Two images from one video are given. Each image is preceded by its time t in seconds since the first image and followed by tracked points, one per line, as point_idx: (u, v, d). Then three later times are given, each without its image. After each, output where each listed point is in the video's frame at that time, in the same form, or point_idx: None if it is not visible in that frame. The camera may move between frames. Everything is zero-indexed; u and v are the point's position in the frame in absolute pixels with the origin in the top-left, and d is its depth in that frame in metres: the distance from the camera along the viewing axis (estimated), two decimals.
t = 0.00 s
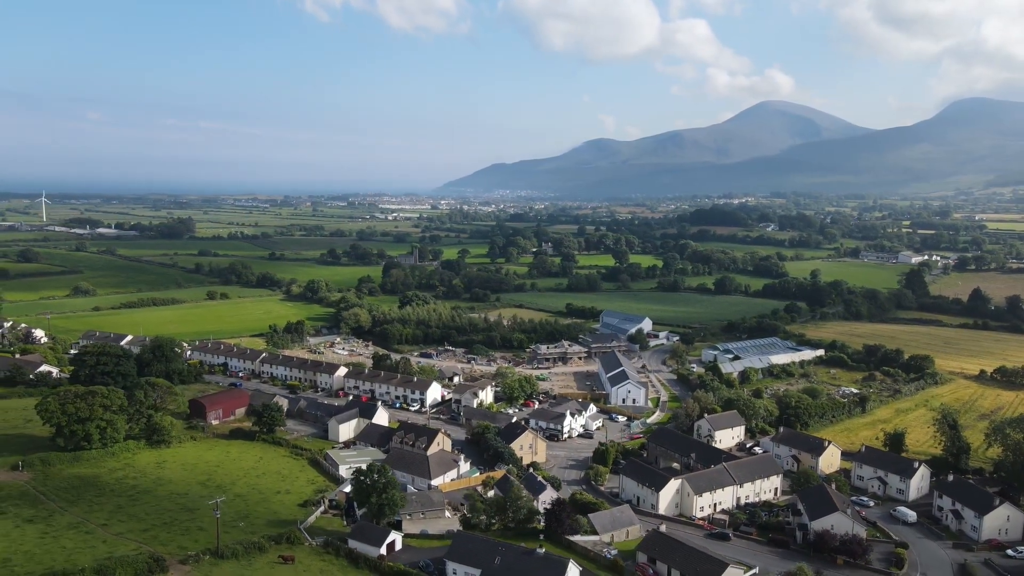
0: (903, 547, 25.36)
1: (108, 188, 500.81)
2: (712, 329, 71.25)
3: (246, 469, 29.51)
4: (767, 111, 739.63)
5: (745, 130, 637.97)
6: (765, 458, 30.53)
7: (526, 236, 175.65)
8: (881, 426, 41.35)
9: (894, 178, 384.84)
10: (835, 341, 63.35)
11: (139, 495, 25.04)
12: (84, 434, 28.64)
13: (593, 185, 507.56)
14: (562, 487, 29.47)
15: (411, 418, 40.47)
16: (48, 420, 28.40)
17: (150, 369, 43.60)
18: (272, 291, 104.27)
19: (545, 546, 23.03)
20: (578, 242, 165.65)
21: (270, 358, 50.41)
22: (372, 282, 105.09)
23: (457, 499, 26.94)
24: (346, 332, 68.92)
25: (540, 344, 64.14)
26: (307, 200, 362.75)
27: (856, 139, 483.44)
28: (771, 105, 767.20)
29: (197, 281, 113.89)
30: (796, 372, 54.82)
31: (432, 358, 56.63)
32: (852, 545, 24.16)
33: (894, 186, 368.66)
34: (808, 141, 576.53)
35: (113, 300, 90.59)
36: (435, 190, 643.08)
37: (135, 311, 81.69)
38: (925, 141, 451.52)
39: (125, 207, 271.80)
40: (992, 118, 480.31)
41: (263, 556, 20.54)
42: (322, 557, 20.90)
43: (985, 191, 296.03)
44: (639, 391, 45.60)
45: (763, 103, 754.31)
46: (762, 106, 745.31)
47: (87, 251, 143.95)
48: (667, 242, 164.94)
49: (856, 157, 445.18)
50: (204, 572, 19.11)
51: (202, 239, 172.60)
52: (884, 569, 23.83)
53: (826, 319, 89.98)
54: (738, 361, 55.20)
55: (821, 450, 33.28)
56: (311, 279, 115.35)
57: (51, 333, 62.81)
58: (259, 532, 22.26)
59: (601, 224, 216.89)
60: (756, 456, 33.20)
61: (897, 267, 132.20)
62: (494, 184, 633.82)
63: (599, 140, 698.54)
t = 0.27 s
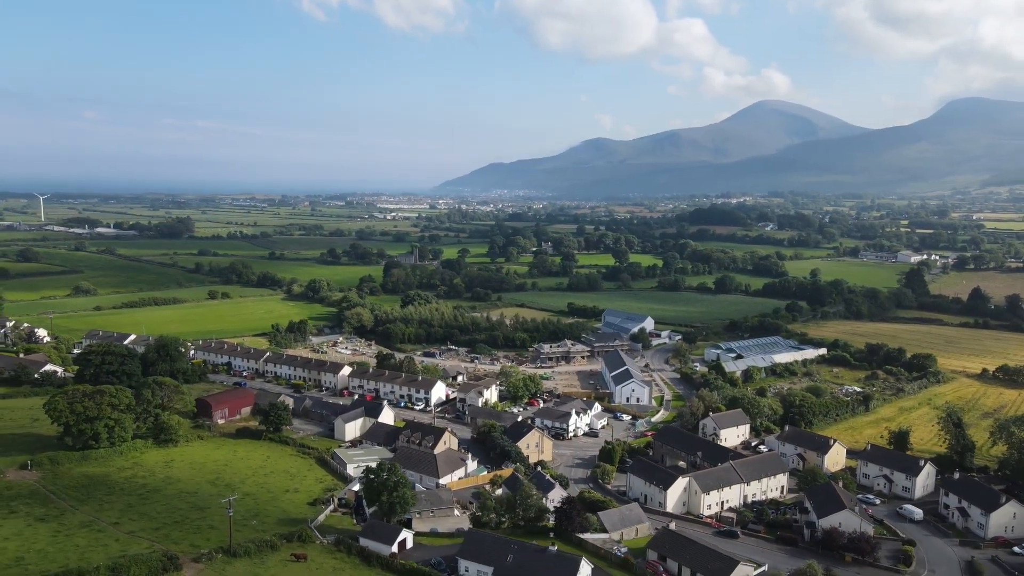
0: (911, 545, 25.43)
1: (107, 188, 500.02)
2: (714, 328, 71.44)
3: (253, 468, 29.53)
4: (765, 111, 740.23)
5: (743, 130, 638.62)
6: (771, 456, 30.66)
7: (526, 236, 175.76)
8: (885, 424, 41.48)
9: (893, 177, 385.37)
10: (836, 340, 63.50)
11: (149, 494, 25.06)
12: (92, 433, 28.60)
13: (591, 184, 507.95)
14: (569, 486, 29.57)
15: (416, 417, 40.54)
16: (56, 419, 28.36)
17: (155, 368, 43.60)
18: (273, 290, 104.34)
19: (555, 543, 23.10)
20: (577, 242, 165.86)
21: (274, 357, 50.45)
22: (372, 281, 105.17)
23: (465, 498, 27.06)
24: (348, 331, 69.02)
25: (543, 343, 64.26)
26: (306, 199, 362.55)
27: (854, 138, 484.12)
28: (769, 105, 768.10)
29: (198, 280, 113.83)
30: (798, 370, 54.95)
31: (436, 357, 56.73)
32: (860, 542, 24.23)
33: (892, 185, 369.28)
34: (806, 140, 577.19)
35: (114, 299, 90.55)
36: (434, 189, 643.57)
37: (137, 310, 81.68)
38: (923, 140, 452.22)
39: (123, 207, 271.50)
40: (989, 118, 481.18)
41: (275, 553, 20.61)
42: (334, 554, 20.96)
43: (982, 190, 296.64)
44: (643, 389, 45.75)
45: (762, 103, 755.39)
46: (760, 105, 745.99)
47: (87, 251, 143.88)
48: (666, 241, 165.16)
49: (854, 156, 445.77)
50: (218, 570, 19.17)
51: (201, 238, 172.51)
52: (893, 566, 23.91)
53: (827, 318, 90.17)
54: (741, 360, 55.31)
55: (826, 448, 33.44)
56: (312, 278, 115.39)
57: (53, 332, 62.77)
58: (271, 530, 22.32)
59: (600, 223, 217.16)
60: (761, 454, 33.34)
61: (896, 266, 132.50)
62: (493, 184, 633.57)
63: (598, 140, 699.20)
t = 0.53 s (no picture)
0: (917, 542, 25.57)
1: (99, 187, 498.78)
2: (714, 327, 71.60)
3: (260, 467, 29.54)
4: (762, 110, 741.49)
5: (740, 129, 639.60)
6: (776, 454, 30.77)
7: (524, 235, 175.90)
8: (887, 422, 41.63)
9: (889, 177, 386.43)
10: (837, 339, 63.69)
11: (157, 493, 25.05)
12: (98, 432, 28.59)
13: (588, 184, 508.08)
14: (576, 484, 29.64)
15: (421, 416, 40.57)
16: (62, 419, 28.35)
17: (158, 368, 43.53)
18: (273, 290, 104.25)
19: (564, 541, 23.18)
20: (576, 241, 165.99)
21: (276, 357, 50.42)
22: (372, 280, 105.18)
23: (473, 496, 27.11)
24: (349, 331, 69.04)
25: (544, 342, 64.36)
26: (302, 199, 362.11)
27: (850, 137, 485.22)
28: (766, 104, 769.28)
29: (197, 280, 113.56)
30: (800, 369, 55.09)
31: (438, 356, 56.78)
32: (867, 540, 24.35)
33: (889, 184, 370.36)
34: (802, 140, 578.40)
35: (114, 299, 90.38)
36: (431, 188, 642.92)
37: (137, 310, 81.53)
38: (919, 139, 453.38)
39: (119, 207, 270.48)
40: (984, 117, 482.69)
41: (286, 552, 20.65)
42: (345, 553, 20.99)
43: (978, 189, 297.61)
44: (646, 388, 45.87)
45: (758, 103, 756.65)
46: (756, 105, 747.91)
47: (85, 250, 143.51)
48: (665, 241, 165.42)
49: (851, 156, 446.80)
50: (230, 568, 19.18)
51: (199, 238, 172.18)
52: (900, 563, 24.03)
53: (826, 317, 90.41)
54: (743, 359, 55.47)
55: (830, 446, 33.57)
56: (311, 277, 115.30)
57: (54, 332, 62.62)
58: (281, 528, 22.36)
59: (598, 223, 217.36)
60: (766, 452, 33.47)
61: (894, 265, 132.90)
62: (490, 183, 633.30)
63: (594, 140, 699.72)
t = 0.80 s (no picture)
0: (922, 538, 25.73)
1: (93, 186, 496.97)
2: (714, 326, 71.77)
3: (265, 467, 29.53)
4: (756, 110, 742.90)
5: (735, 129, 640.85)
6: (780, 452, 30.90)
7: (521, 234, 175.97)
8: (888, 420, 41.84)
9: (883, 176, 387.72)
10: (836, 337, 63.90)
11: (165, 493, 25.04)
12: (104, 432, 28.55)
13: (584, 183, 508.12)
14: (581, 482, 29.71)
15: (423, 415, 40.60)
16: (68, 419, 28.31)
17: (160, 368, 43.39)
18: (271, 290, 104.06)
19: (572, 539, 23.26)
20: (573, 240, 166.09)
21: (277, 356, 50.38)
22: (370, 280, 105.11)
23: (480, 495, 27.18)
24: (349, 330, 68.98)
25: (544, 341, 64.44)
26: (298, 198, 361.35)
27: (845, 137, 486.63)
28: (761, 104, 770.97)
29: (195, 280, 113.26)
30: (800, 367, 55.26)
31: (439, 355, 56.81)
32: (873, 536, 24.49)
33: (883, 183, 371.58)
34: (797, 139, 579.88)
35: (112, 299, 90.16)
36: (427, 187, 642.14)
37: (135, 310, 81.33)
38: (913, 138, 454.99)
39: (114, 206, 269.43)
40: (978, 117, 484.74)
41: (296, 550, 20.68)
42: (355, 551, 21.04)
43: (971, 188, 298.95)
44: (648, 387, 45.98)
45: (753, 103, 758.29)
46: (751, 105, 749.63)
47: (80, 250, 142.95)
48: (661, 240, 165.67)
49: (846, 155, 448.11)
50: (242, 567, 19.21)
51: (196, 238, 171.72)
52: (905, 559, 24.18)
53: (824, 315, 90.67)
54: (743, 358, 55.66)
55: (833, 443, 33.73)
56: (309, 277, 115.08)
57: (53, 332, 62.43)
58: (290, 527, 22.40)
59: (594, 222, 217.62)
60: (769, 450, 33.60)
61: (890, 264, 133.35)
62: (486, 183, 632.95)
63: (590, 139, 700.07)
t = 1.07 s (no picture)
0: (926, 534, 25.89)
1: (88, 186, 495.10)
2: (713, 325, 71.95)
3: (271, 466, 29.52)
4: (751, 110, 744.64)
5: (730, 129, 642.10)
6: (784, 450, 31.04)
7: (518, 234, 175.97)
8: (889, 418, 42.04)
9: (878, 175, 389.05)
10: (835, 336, 64.16)
11: (172, 492, 25.01)
12: (109, 432, 28.51)
13: (580, 182, 508.22)
14: (587, 480, 29.79)
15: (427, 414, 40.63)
16: (73, 418, 28.25)
17: (162, 368, 43.19)
18: (268, 289, 103.84)
19: (581, 536, 23.33)
20: (570, 240, 166.20)
21: (279, 356, 50.32)
22: (368, 280, 105.02)
23: (486, 494, 27.24)
24: (349, 330, 68.91)
25: (545, 340, 64.52)
26: (293, 198, 360.44)
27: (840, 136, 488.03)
28: (755, 104, 772.78)
29: (192, 280, 112.97)
30: (800, 365, 55.46)
31: (440, 355, 56.83)
32: (879, 533, 24.62)
33: (878, 183, 372.79)
34: (792, 138, 581.41)
35: (109, 299, 89.89)
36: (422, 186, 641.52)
37: (133, 310, 81.13)
38: (907, 138, 456.61)
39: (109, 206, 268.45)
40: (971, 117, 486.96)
41: (307, 549, 20.71)
42: (365, 550, 21.08)
43: (965, 187, 300.30)
44: (649, 385, 46.10)
45: (748, 103, 760.04)
46: (746, 104, 751.47)
47: (76, 250, 142.35)
48: (658, 239, 165.90)
49: (840, 154, 449.44)
50: (253, 566, 19.21)
51: (191, 238, 171.23)
52: (910, 556, 24.31)
53: (822, 314, 90.93)
54: (743, 356, 55.85)
55: (836, 441, 33.89)
56: (306, 276, 114.84)
57: (52, 333, 62.22)
58: (299, 526, 22.41)
59: (590, 221, 217.83)
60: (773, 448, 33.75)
61: (886, 263, 133.77)
62: (482, 182, 632.75)
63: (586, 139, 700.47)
